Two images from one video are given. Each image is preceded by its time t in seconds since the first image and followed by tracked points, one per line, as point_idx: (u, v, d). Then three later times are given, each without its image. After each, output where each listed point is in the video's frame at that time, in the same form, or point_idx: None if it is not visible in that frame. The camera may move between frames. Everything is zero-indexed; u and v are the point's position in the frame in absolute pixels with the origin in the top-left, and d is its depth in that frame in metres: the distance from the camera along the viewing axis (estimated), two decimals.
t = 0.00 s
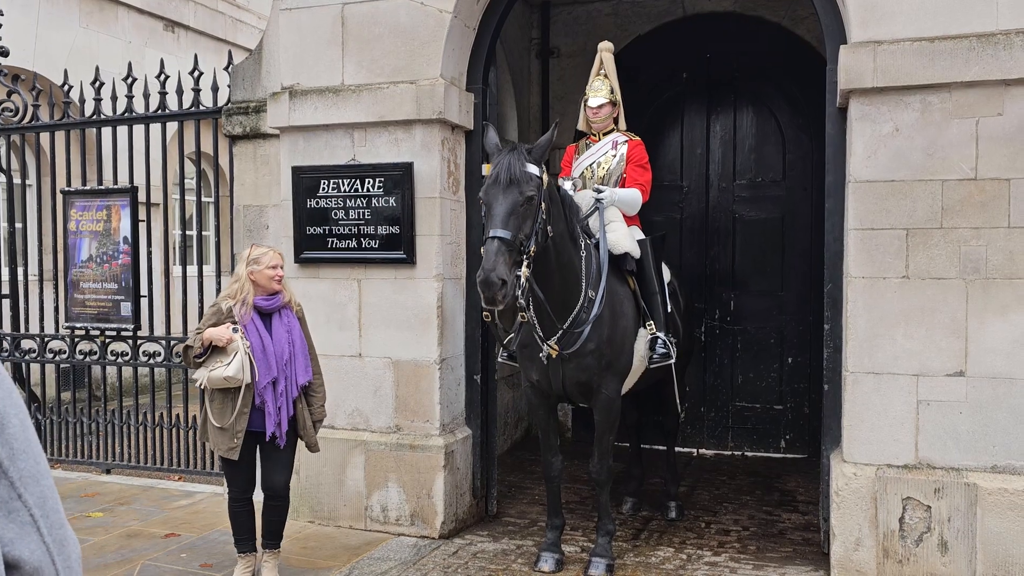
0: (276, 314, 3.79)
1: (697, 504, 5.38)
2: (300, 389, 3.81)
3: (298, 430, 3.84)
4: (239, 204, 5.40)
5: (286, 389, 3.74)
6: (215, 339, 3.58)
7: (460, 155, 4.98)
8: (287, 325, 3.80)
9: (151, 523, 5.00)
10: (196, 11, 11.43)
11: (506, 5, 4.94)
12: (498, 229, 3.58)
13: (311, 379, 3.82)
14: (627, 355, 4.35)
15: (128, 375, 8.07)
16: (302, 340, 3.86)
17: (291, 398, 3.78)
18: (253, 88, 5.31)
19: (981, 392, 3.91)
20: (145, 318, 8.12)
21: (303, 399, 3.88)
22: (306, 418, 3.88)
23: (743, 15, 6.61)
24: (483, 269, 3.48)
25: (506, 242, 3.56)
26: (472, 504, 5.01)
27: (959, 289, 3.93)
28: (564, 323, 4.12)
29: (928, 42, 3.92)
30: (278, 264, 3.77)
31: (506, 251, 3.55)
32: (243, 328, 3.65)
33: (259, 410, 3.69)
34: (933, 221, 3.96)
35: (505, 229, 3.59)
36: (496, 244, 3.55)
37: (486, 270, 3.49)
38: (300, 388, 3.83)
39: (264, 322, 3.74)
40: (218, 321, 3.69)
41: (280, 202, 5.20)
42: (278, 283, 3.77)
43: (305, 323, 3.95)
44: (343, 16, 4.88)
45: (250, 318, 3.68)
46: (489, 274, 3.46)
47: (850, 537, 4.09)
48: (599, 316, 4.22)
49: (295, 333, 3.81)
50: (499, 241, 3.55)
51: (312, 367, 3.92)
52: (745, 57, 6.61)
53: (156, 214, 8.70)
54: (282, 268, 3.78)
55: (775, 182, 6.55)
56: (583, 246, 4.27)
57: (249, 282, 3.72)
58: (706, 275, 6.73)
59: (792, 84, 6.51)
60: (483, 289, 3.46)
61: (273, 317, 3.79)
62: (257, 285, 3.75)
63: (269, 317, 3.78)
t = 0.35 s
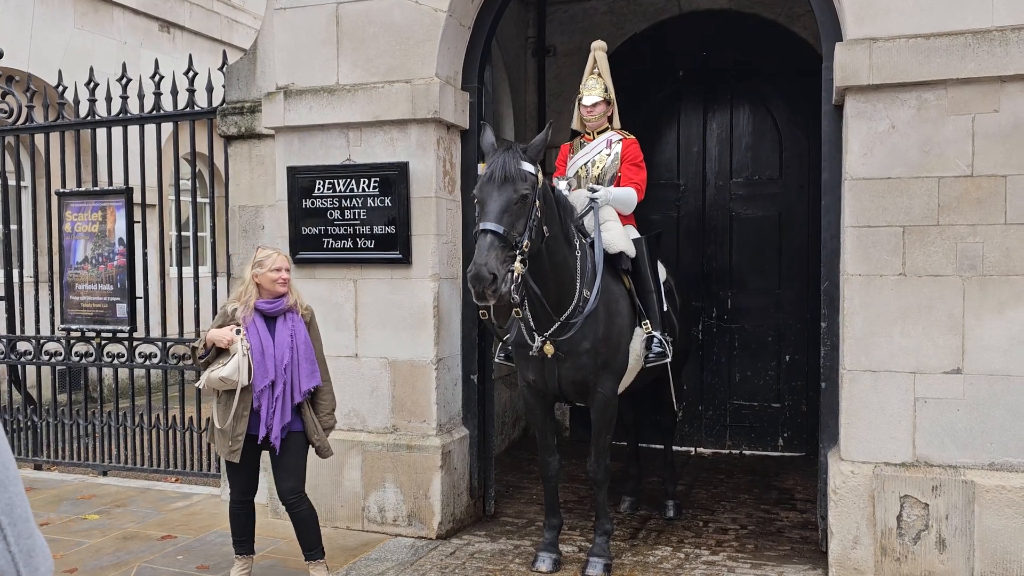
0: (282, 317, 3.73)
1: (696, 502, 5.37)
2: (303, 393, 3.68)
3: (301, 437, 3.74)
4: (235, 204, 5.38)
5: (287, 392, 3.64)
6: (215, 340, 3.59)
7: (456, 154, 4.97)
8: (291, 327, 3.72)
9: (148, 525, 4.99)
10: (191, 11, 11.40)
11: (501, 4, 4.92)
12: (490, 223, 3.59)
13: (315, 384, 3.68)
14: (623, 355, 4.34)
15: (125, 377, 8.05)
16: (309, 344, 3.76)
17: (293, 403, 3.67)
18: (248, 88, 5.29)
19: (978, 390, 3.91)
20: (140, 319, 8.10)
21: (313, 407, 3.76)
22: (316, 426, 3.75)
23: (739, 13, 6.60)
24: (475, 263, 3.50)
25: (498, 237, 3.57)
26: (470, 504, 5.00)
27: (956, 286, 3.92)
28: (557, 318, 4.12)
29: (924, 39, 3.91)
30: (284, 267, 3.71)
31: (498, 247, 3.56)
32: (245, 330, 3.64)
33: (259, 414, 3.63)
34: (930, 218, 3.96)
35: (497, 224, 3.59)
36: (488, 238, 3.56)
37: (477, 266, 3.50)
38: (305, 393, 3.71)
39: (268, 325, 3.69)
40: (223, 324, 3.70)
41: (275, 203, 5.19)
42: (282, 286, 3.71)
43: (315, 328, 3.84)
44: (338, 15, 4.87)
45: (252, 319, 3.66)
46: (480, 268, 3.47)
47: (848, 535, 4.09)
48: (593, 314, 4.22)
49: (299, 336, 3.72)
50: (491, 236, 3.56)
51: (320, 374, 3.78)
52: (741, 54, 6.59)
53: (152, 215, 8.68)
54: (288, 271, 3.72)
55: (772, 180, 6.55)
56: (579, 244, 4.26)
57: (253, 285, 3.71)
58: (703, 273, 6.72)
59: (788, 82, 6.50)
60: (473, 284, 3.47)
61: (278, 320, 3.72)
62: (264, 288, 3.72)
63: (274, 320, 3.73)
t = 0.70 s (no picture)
0: (304, 315, 3.68)
1: (690, 499, 5.36)
2: (325, 392, 3.61)
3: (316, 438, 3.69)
4: (226, 203, 5.35)
5: (309, 391, 3.59)
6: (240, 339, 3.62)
7: (448, 152, 4.95)
8: (312, 325, 3.67)
9: (140, 526, 4.96)
10: (182, 10, 11.35)
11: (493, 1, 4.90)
12: (488, 223, 3.57)
13: (336, 382, 3.60)
14: (616, 353, 4.33)
15: (117, 377, 8.02)
16: (331, 341, 3.68)
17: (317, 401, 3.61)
18: (238, 86, 5.26)
19: (972, 385, 3.91)
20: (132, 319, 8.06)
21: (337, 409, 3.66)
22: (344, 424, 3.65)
23: (731, 10, 6.59)
24: (476, 266, 3.48)
25: (497, 237, 3.55)
26: (464, 503, 4.99)
27: (949, 282, 3.92)
28: (552, 317, 4.11)
29: (916, 34, 3.91)
30: (300, 263, 3.67)
31: (498, 247, 3.55)
32: (268, 329, 3.64)
33: (285, 412, 3.61)
34: (923, 214, 3.95)
35: (495, 224, 3.58)
36: (486, 239, 3.54)
37: (477, 269, 3.47)
38: (328, 391, 3.63)
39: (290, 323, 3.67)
40: (249, 322, 3.74)
41: (267, 202, 5.16)
42: (302, 283, 3.68)
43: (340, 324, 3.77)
44: (328, 13, 4.84)
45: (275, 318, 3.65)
46: (480, 271, 3.46)
47: (842, 531, 4.09)
48: (586, 312, 4.21)
49: (319, 333, 3.65)
50: (490, 238, 3.55)
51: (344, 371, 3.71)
52: (734, 51, 6.58)
53: (142, 214, 8.64)
54: (305, 266, 3.68)
55: (765, 176, 6.54)
56: (570, 243, 4.25)
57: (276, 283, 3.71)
58: (697, 270, 6.71)
59: (781, 78, 6.49)
60: (474, 286, 3.45)
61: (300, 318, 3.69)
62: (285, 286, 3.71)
63: (297, 319, 3.70)
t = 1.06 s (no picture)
0: (299, 315, 3.63)
1: (681, 497, 5.37)
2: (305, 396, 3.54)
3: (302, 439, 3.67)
4: (216, 200, 5.32)
5: (291, 393, 3.55)
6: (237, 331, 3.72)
7: (439, 149, 4.93)
8: (304, 327, 3.60)
9: (129, 524, 4.93)
10: (172, 6, 11.28)
11: None
12: (478, 224, 3.56)
13: (316, 389, 3.52)
14: (607, 350, 4.33)
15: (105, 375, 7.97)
16: (322, 346, 3.59)
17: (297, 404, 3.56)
18: (228, 82, 5.23)
19: (962, 383, 3.92)
20: (121, 317, 8.01)
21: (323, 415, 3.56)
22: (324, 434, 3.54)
23: (722, 8, 6.59)
24: (465, 266, 3.47)
25: (487, 238, 3.54)
26: (455, 501, 4.98)
27: (940, 280, 3.93)
28: (543, 315, 4.10)
29: (907, 32, 3.91)
30: (292, 263, 3.60)
31: (488, 248, 3.53)
32: (264, 323, 3.65)
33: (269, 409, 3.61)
34: (914, 212, 3.96)
35: (485, 225, 3.56)
36: (476, 241, 3.53)
37: (467, 270, 3.46)
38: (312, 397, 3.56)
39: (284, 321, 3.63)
40: (252, 315, 3.81)
41: (257, 198, 5.13)
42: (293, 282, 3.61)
43: (336, 328, 3.65)
44: (318, 8, 4.81)
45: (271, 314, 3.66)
46: (470, 271, 3.45)
47: (833, 529, 4.09)
48: (578, 310, 4.20)
49: (310, 337, 3.57)
50: (480, 238, 3.53)
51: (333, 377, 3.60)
52: (725, 48, 6.58)
53: (131, 211, 8.59)
54: (297, 265, 3.61)
55: (756, 174, 6.55)
56: (561, 240, 4.25)
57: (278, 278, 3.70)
58: (688, 268, 6.71)
59: (772, 75, 6.50)
60: (464, 286, 3.44)
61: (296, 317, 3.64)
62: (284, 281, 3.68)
63: (295, 317, 3.65)
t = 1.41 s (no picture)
0: (297, 313, 3.62)
1: (679, 497, 5.37)
2: (304, 394, 3.53)
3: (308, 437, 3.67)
4: (216, 197, 5.31)
5: (289, 392, 3.55)
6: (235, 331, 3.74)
7: (439, 147, 4.93)
8: (301, 326, 3.59)
9: (127, 521, 4.93)
10: (172, 3, 11.28)
11: None
12: (473, 226, 3.56)
13: (316, 386, 3.49)
14: (607, 350, 4.32)
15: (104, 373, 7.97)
16: (319, 344, 3.57)
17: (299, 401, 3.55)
18: (229, 80, 5.22)
19: (961, 383, 3.92)
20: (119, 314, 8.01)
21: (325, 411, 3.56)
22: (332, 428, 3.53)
23: (723, 8, 6.59)
24: (460, 268, 3.47)
25: (482, 240, 3.54)
26: (453, 499, 4.98)
27: (939, 281, 3.93)
28: (542, 315, 4.10)
29: (908, 33, 3.91)
30: (287, 263, 3.57)
31: (483, 250, 3.53)
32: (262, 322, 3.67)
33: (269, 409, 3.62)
34: (914, 212, 3.96)
35: (481, 226, 3.56)
36: (471, 242, 3.53)
37: (462, 272, 3.47)
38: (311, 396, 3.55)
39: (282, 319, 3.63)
40: (251, 314, 3.83)
41: (257, 195, 5.12)
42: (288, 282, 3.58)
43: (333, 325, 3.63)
44: (319, 6, 4.81)
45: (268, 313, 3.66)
46: (464, 274, 3.45)
47: (831, 529, 4.10)
48: (577, 309, 4.20)
49: (306, 334, 3.57)
50: (475, 240, 3.53)
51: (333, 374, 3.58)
52: (726, 49, 6.58)
53: (131, 208, 8.59)
54: (292, 265, 3.58)
55: (757, 174, 6.55)
56: (561, 239, 4.24)
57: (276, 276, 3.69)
58: (688, 268, 6.71)
59: (773, 76, 6.49)
60: (458, 289, 3.45)
61: (293, 315, 3.63)
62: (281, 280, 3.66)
63: (292, 316, 3.65)
